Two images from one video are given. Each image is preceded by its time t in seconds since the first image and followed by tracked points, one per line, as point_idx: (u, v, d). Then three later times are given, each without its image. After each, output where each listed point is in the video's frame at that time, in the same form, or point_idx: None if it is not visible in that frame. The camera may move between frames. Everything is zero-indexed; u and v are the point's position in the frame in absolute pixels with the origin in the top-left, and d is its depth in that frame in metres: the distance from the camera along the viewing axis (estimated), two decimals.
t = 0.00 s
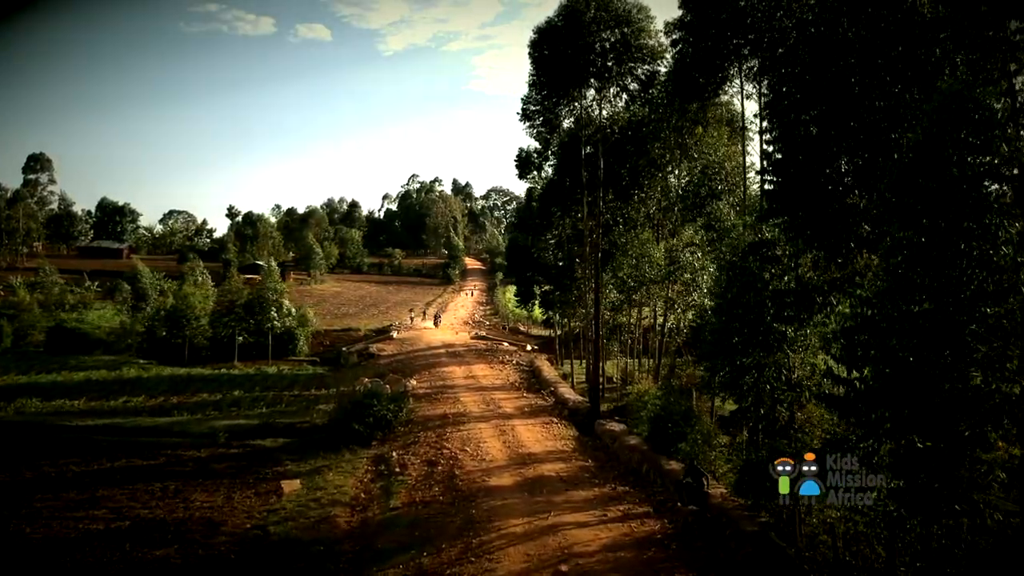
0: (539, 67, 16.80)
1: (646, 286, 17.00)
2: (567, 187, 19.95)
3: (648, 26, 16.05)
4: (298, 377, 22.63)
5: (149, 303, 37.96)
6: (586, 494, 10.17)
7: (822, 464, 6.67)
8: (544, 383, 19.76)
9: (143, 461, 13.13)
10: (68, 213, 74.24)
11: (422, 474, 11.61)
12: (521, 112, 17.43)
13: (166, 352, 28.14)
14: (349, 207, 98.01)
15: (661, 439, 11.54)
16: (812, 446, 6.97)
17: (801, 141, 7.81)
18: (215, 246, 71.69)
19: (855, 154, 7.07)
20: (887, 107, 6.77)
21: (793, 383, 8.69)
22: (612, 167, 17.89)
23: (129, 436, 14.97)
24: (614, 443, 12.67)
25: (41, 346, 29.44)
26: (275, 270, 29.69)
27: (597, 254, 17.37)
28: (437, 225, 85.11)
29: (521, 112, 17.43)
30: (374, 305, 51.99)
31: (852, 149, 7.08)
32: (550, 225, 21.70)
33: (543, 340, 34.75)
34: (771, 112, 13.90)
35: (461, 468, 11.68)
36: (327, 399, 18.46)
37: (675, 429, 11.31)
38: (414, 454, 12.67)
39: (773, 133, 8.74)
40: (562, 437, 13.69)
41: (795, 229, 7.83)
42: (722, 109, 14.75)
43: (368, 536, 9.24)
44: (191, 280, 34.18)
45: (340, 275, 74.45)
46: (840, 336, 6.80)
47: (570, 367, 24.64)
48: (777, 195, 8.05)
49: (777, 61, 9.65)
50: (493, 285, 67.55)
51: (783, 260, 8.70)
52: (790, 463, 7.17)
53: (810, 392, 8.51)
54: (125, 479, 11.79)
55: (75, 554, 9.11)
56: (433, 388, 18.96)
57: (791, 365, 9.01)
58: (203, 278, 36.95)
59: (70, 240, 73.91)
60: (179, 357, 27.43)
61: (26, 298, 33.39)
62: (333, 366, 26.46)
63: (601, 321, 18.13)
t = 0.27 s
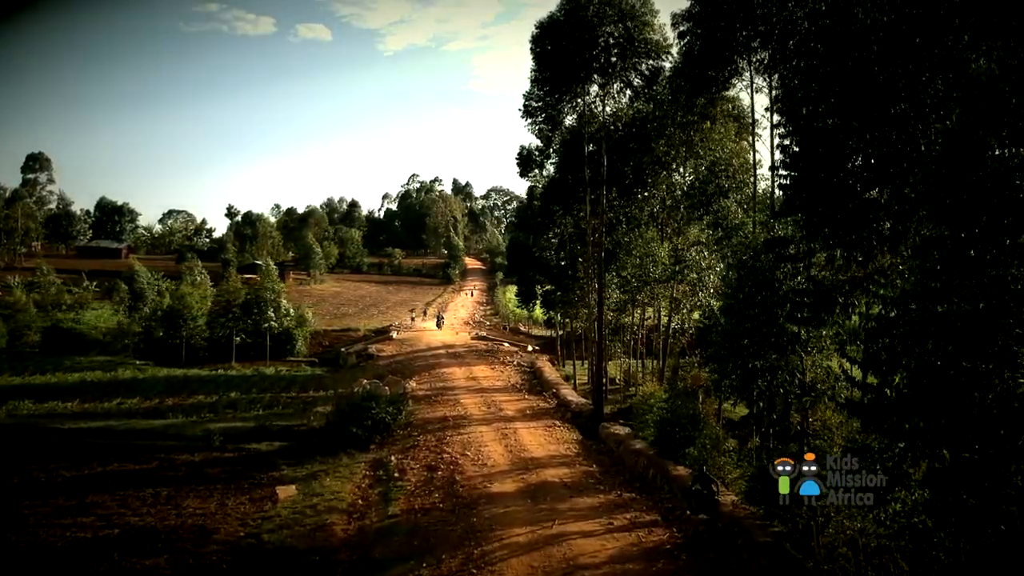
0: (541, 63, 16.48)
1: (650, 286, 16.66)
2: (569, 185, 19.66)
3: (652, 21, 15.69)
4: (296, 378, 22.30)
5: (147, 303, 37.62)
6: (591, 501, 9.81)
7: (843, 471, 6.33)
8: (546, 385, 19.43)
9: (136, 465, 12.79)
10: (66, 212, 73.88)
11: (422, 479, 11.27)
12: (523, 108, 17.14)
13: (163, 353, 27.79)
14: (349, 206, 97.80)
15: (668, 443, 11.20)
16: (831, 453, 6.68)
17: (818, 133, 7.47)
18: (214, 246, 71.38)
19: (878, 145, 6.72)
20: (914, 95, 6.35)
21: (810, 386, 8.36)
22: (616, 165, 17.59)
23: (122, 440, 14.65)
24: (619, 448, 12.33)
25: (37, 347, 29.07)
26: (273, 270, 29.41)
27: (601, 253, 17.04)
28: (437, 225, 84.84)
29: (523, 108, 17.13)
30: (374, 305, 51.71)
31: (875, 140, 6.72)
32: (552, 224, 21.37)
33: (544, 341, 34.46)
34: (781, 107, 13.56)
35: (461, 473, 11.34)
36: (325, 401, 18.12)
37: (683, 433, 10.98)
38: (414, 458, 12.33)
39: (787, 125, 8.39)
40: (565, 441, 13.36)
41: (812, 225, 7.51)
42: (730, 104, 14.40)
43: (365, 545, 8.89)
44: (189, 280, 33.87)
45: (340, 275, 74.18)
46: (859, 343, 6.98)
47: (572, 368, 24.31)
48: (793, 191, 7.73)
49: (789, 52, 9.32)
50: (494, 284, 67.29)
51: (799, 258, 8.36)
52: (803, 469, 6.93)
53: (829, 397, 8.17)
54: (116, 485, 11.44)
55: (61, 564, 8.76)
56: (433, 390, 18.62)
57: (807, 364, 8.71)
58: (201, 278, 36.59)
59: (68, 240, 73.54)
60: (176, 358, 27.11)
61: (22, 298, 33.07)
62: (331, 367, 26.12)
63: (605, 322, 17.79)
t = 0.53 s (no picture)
0: (543, 59, 16.15)
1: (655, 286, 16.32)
2: (571, 183, 19.35)
3: (656, 15, 15.35)
4: (294, 380, 21.99)
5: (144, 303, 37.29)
6: (596, 509, 9.47)
7: (869, 484, 5.95)
8: (548, 387, 19.09)
9: (127, 470, 12.45)
10: (65, 212, 73.55)
11: (421, 486, 10.93)
12: (524, 105, 16.81)
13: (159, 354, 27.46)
14: (348, 206, 97.51)
15: (674, 449, 10.85)
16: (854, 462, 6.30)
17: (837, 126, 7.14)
18: (213, 245, 71.06)
19: (901, 137, 6.28)
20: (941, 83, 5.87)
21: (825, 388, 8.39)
22: (619, 163, 17.27)
23: (115, 443, 14.31)
24: (623, 453, 11.99)
25: (32, 348, 28.72)
26: (272, 270, 29.10)
27: (604, 253, 16.70)
28: (437, 224, 84.59)
29: (525, 105, 16.81)
30: (374, 305, 51.44)
31: (898, 132, 6.29)
32: (553, 223, 21.03)
33: (545, 341, 34.19)
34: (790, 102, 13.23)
35: (461, 480, 11.01)
36: (323, 403, 17.78)
37: (690, 438, 10.67)
38: (413, 464, 11.99)
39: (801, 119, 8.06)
40: (568, 445, 13.02)
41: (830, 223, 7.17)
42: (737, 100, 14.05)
43: (361, 556, 8.54)
44: (186, 279, 33.53)
45: (340, 275, 73.88)
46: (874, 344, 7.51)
47: (574, 369, 23.99)
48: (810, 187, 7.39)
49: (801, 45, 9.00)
50: (494, 284, 67.07)
51: (814, 257, 8.00)
52: (812, 469, 6.79)
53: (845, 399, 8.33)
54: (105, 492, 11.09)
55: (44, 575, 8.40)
56: (433, 392, 18.27)
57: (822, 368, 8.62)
58: (199, 278, 36.27)
59: (67, 240, 73.23)
60: (173, 359, 26.78)
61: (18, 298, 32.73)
62: (330, 368, 25.80)
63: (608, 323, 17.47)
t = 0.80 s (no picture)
0: (545, 54, 15.81)
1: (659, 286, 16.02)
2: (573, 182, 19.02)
3: (660, 10, 15.01)
4: (292, 381, 21.67)
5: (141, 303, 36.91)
6: (601, 519, 9.13)
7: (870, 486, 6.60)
8: (549, 389, 18.74)
9: (118, 475, 12.10)
10: (64, 211, 73.15)
11: (420, 493, 10.60)
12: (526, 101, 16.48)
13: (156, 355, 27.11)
14: (348, 205, 97.18)
15: (680, 456, 10.51)
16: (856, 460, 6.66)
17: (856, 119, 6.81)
18: (212, 245, 70.69)
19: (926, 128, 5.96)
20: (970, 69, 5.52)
21: (840, 395, 8.20)
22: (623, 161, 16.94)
23: (107, 447, 13.96)
24: (628, 459, 11.66)
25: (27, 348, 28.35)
26: (269, 270, 28.75)
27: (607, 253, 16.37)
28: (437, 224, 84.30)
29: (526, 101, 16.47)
30: (373, 305, 51.13)
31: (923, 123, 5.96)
32: (556, 223, 20.70)
33: (546, 342, 33.90)
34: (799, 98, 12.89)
35: (461, 487, 10.67)
36: (320, 406, 17.43)
37: (697, 444, 10.34)
38: (411, 470, 11.66)
39: (816, 112, 7.75)
40: (570, 450, 12.69)
41: (846, 223, 6.83)
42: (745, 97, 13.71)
43: (358, 568, 8.21)
44: (183, 279, 33.15)
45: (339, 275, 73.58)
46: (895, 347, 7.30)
47: (576, 371, 23.65)
48: (827, 182, 7.05)
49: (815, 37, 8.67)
50: (494, 285, 66.78)
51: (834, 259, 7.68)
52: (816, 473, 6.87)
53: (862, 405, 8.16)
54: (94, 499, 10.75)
55: None
56: (433, 395, 17.90)
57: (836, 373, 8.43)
58: (197, 278, 35.90)
59: (66, 239, 72.78)
60: (169, 360, 26.42)
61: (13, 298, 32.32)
62: (328, 370, 25.46)
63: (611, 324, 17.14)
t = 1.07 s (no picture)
0: (547, 49, 15.46)
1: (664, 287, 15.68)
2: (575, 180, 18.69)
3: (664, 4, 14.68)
4: (290, 383, 21.35)
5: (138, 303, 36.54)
6: (607, 529, 8.80)
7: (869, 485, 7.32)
8: (551, 392, 18.40)
9: (108, 482, 11.75)
10: (62, 211, 72.77)
11: (418, 500, 10.26)
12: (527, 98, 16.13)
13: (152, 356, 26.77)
14: (348, 205, 96.85)
15: (687, 463, 10.19)
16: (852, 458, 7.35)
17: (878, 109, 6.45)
18: (211, 245, 70.33)
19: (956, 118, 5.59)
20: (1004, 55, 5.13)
21: (858, 400, 7.89)
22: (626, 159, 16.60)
23: (98, 452, 13.60)
24: (633, 464, 11.33)
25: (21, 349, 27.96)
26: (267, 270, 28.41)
27: (610, 252, 16.03)
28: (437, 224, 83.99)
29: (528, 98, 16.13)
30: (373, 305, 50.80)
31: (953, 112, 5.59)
32: (557, 222, 20.36)
33: (546, 343, 33.59)
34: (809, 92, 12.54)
35: (461, 494, 10.33)
36: (318, 409, 17.10)
37: (705, 450, 10.01)
38: (410, 476, 11.31)
39: (833, 103, 7.40)
40: (573, 455, 12.35)
41: (867, 220, 6.47)
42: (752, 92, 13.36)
43: None
44: (180, 279, 32.78)
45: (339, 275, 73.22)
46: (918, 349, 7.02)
47: (577, 372, 23.32)
48: (846, 177, 6.71)
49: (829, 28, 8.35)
50: (494, 285, 66.48)
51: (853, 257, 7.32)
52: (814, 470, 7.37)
53: (880, 412, 7.85)
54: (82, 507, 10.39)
55: None
56: (433, 397, 17.56)
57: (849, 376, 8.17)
58: (194, 277, 35.52)
59: (65, 239, 72.38)
60: (165, 361, 26.06)
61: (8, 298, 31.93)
62: (327, 371, 25.12)
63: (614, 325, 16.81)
